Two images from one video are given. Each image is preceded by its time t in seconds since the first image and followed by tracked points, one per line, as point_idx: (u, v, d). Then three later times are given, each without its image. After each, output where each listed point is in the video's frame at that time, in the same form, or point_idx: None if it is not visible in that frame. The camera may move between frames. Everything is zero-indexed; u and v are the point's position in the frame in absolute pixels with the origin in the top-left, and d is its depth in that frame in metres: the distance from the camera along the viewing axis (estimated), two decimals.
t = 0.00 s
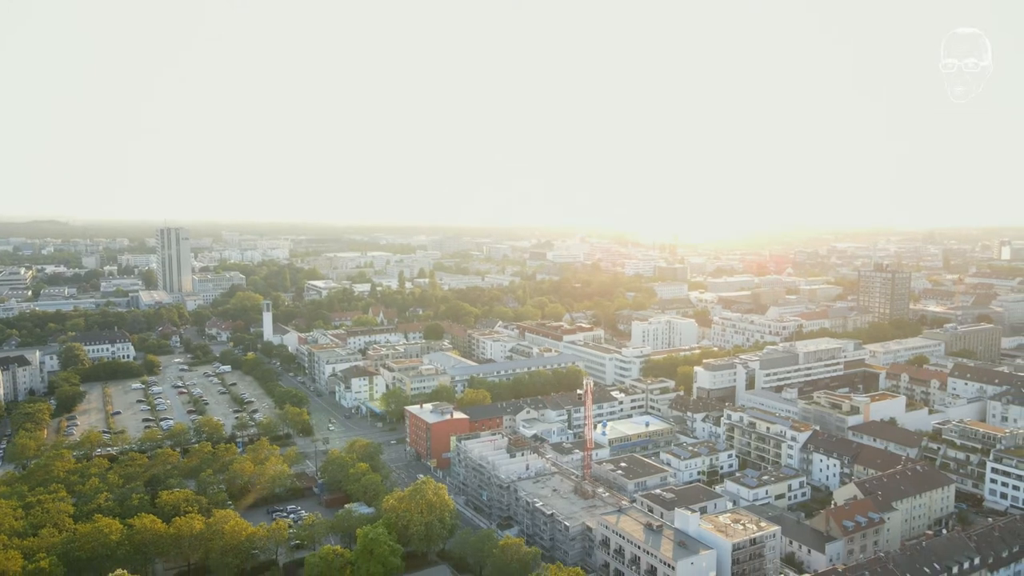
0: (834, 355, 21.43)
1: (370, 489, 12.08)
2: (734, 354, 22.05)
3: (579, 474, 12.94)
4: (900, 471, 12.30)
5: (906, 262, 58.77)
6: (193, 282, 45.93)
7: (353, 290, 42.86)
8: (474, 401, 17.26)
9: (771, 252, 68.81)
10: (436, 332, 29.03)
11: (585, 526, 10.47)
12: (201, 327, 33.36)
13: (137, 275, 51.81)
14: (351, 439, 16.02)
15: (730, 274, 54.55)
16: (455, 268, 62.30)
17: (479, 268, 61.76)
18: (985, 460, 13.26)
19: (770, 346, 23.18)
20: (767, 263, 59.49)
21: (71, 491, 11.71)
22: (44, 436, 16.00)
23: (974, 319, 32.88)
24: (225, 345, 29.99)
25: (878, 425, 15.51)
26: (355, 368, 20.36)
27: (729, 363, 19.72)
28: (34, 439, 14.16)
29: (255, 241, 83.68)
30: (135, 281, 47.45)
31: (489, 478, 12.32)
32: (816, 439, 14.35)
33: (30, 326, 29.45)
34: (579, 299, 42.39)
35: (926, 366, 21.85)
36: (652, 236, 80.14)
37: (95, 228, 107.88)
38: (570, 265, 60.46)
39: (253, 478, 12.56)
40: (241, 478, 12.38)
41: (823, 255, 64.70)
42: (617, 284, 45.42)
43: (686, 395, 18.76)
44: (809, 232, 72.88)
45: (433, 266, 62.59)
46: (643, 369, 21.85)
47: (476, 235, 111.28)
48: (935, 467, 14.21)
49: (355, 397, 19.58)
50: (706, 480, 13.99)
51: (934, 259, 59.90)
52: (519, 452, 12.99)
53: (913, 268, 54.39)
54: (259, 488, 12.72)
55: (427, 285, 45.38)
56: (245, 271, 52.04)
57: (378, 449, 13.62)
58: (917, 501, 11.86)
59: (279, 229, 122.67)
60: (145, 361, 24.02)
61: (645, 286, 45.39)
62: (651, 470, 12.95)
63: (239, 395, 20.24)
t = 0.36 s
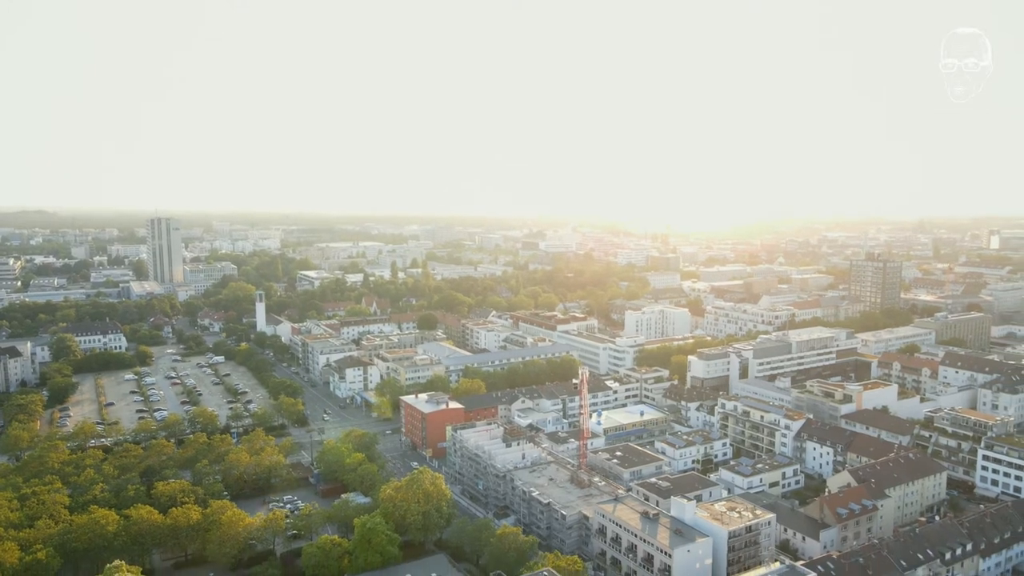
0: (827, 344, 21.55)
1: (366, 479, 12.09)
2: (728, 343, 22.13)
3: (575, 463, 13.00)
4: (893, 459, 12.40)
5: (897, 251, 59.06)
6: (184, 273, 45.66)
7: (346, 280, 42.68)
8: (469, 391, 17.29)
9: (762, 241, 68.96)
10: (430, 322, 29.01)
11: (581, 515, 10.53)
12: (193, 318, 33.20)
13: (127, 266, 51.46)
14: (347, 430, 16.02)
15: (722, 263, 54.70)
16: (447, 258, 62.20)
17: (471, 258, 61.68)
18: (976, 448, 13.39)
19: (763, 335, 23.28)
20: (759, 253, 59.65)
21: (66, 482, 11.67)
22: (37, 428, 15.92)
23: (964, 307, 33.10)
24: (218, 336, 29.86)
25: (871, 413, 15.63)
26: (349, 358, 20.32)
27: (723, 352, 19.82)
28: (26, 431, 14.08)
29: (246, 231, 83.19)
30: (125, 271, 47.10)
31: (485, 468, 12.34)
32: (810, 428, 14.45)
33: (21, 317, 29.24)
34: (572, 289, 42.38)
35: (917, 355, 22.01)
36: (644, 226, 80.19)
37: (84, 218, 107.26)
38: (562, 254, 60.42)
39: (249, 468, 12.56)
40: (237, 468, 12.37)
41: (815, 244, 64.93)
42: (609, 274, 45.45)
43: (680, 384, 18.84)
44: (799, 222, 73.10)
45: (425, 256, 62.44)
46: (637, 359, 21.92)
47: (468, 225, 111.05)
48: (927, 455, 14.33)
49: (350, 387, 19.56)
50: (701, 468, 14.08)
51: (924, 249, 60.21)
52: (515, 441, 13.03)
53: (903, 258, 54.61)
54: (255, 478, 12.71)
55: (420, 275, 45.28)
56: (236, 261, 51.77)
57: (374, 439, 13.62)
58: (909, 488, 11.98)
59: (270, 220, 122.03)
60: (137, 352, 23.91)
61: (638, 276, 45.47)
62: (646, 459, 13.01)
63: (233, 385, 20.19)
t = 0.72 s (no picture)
0: (820, 333, 21.68)
1: (363, 469, 12.11)
2: (721, 332, 22.23)
3: (571, 452, 13.05)
4: (886, 447, 12.50)
5: (888, 241, 59.32)
6: (176, 263, 45.37)
7: (339, 270, 42.56)
8: (464, 380, 17.31)
9: (755, 231, 69.19)
10: (424, 312, 28.99)
11: (578, 503, 10.59)
12: (186, 309, 33.06)
13: (118, 256, 51.08)
14: (342, 420, 16.02)
15: (715, 253, 54.80)
16: (440, 248, 62.07)
17: (464, 248, 61.56)
18: (968, 435, 13.53)
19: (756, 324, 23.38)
20: (752, 242, 59.80)
21: (62, 473, 11.63)
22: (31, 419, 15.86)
23: (955, 297, 33.33)
24: (211, 326, 29.74)
25: (864, 401, 15.75)
26: (344, 348, 20.29)
27: (717, 342, 19.90)
28: (20, 422, 14.00)
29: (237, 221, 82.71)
30: (116, 262, 46.79)
31: (481, 457, 12.38)
32: (804, 416, 14.54)
33: (12, 308, 29.02)
34: (565, 279, 42.40)
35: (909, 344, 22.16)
36: (637, 215, 80.24)
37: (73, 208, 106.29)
38: (555, 244, 60.39)
39: (245, 459, 12.55)
40: (233, 459, 12.36)
41: (807, 234, 65.12)
42: (603, 264, 45.48)
43: (674, 373, 18.92)
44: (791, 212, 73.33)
45: (418, 246, 62.28)
46: (632, 348, 21.99)
47: (460, 214, 110.78)
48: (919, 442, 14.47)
49: (344, 377, 19.55)
50: (696, 457, 14.16)
51: (915, 238, 60.52)
52: (511, 430, 13.06)
53: (895, 247, 54.90)
54: (251, 469, 12.71)
55: (413, 265, 45.18)
56: (228, 252, 51.48)
57: (370, 429, 13.63)
58: (902, 475, 12.09)
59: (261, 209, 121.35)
60: (130, 343, 23.80)
61: (631, 266, 45.51)
62: (642, 448, 13.08)
63: (228, 376, 20.15)
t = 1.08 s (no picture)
0: (814, 322, 21.78)
1: (361, 459, 12.12)
2: (716, 322, 22.30)
3: (568, 442, 13.09)
4: (881, 435, 12.59)
5: (880, 230, 59.55)
6: (168, 254, 45.11)
7: (332, 260, 42.37)
8: (460, 370, 17.32)
9: (748, 220, 69.28)
10: (419, 302, 28.95)
11: (576, 492, 10.65)
12: (179, 299, 32.90)
13: (109, 247, 50.71)
14: (339, 411, 16.02)
15: (708, 243, 54.91)
16: (434, 238, 61.88)
17: (458, 238, 61.44)
18: (961, 423, 13.64)
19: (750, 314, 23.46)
20: (745, 232, 59.90)
21: (58, 465, 11.60)
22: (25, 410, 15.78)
23: (946, 286, 33.52)
24: (205, 317, 29.62)
25: (858, 390, 15.85)
26: (339, 339, 20.25)
27: (712, 331, 19.97)
28: (14, 414, 13.94)
29: (229, 211, 82.22)
30: (107, 252, 46.43)
31: (479, 447, 12.41)
32: (799, 405, 14.63)
33: (3, 299, 28.82)
34: (560, 269, 42.37)
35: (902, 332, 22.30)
36: (630, 205, 80.23)
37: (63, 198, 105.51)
38: (549, 234, 60.35)
39: (242, 450, 12.53)
40: (230, 450, 12.34)
41: (799, 223, 65.30)
42: (597, 254, 45.50)
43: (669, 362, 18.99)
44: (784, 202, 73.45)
45: (411, 236, 62.12)
46: (626, 338, 22.04)
47: (453, 204, 110.41)
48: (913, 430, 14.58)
49: (340, 368, 19.53)
50: (691, 446, 14.23)
51: (907, 227, 60.78)
52: (508, 420, 13.08)
53: (887, 237, 55.12)
54: (248, 460, 12.70)
55: (407, 255, 45.07)
56: (221, 242, 51.21)
57: (367, 420, 13.62)
58: (896, 463, 12.19)
59: (253, 199, 120.62)
60: (124, 334, 23.69)
61: (625, 255, 45.52)
62: (639, 438, 13.13)
63: (223, 367, 20.10)
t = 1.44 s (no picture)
0: (807, 311, 21.87)
1: (358, 449, 12.13)
2: (710, 311, 22.37)
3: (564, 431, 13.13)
4: (875, 422, 12.68)
5: (872, 219, 59.72)
6: (159, 244, 44.80)
7: (325, 250, 42.20)
8: (456, 360, 17.33)
9: (740, 210, 69.41)
10: (413, 292, 28.89)
11: (573, 481, 10.70)
12: (172, 290, 32.73)
13: (100, 237, 50.33)
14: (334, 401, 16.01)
15: (701, 232, 54.91)
16: (427, 228, 61.70)
17: (451, 228, 61.31)
18: (954, 411, 13.76)
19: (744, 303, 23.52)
20: (738, 221, 59.95)
21: (53, 456, 11.56)
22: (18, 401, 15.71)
23: (938, 274, 33.69)
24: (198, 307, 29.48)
25: (851, 378, 15.95)
26: (334, 329, 20.20)
27: (706, 320, 20.02)
28: (8, 406, 13.87)
29: (221, 201, 81.70)
30: (98, 242, 46.11)
31: (476, 436, 12.43)
32: (793, 393, 14.71)
33: None
34: (554, 258, 42.36)
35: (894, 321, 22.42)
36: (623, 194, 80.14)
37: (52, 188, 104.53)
38: (542, 224, 60.24)
39: (238, 440, 12.51)
40: (226, 440, 12.32)
41: (792, 212, 65.42)
42: (590, 243, 45.48)
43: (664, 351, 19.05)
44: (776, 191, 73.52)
45: (404, 226, 61.91)
46: (621, 327, 22.08)
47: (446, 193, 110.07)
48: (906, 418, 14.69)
49: (335, 358, 19.49)
50: (687, 434, 14.31)
51: (898, 216, 60.95)
52: (505, 410, 13.10)
53: (879, 225, 55.30)
54: (244, 450, 12.68)
55: (400, 245, 44.91)
56: (213, 232, 50.89)
57: (363, 409, 13.61)
58: (890, 451, 12.30)
59: (245, 189, 119.85)
60: (117, 324, 23.57)
61: (618, 245, 45.52)
62: (635, 426, 13.18)
63: (217, 357, 20.04)
